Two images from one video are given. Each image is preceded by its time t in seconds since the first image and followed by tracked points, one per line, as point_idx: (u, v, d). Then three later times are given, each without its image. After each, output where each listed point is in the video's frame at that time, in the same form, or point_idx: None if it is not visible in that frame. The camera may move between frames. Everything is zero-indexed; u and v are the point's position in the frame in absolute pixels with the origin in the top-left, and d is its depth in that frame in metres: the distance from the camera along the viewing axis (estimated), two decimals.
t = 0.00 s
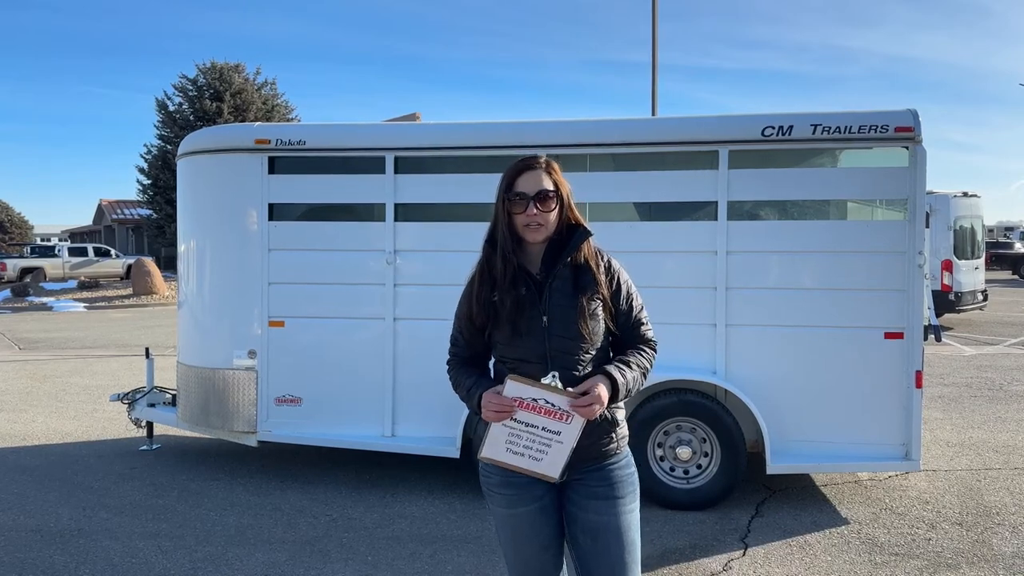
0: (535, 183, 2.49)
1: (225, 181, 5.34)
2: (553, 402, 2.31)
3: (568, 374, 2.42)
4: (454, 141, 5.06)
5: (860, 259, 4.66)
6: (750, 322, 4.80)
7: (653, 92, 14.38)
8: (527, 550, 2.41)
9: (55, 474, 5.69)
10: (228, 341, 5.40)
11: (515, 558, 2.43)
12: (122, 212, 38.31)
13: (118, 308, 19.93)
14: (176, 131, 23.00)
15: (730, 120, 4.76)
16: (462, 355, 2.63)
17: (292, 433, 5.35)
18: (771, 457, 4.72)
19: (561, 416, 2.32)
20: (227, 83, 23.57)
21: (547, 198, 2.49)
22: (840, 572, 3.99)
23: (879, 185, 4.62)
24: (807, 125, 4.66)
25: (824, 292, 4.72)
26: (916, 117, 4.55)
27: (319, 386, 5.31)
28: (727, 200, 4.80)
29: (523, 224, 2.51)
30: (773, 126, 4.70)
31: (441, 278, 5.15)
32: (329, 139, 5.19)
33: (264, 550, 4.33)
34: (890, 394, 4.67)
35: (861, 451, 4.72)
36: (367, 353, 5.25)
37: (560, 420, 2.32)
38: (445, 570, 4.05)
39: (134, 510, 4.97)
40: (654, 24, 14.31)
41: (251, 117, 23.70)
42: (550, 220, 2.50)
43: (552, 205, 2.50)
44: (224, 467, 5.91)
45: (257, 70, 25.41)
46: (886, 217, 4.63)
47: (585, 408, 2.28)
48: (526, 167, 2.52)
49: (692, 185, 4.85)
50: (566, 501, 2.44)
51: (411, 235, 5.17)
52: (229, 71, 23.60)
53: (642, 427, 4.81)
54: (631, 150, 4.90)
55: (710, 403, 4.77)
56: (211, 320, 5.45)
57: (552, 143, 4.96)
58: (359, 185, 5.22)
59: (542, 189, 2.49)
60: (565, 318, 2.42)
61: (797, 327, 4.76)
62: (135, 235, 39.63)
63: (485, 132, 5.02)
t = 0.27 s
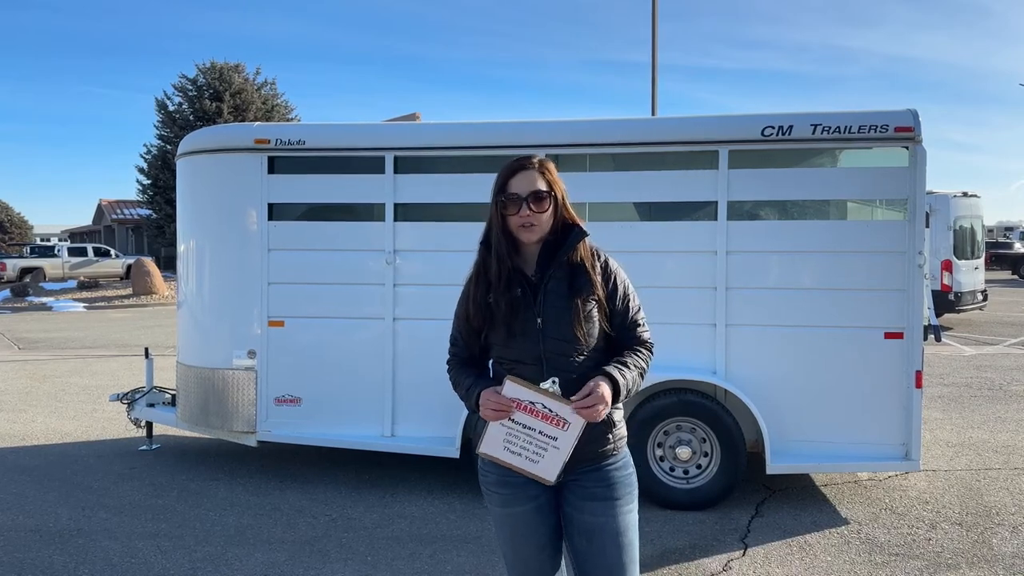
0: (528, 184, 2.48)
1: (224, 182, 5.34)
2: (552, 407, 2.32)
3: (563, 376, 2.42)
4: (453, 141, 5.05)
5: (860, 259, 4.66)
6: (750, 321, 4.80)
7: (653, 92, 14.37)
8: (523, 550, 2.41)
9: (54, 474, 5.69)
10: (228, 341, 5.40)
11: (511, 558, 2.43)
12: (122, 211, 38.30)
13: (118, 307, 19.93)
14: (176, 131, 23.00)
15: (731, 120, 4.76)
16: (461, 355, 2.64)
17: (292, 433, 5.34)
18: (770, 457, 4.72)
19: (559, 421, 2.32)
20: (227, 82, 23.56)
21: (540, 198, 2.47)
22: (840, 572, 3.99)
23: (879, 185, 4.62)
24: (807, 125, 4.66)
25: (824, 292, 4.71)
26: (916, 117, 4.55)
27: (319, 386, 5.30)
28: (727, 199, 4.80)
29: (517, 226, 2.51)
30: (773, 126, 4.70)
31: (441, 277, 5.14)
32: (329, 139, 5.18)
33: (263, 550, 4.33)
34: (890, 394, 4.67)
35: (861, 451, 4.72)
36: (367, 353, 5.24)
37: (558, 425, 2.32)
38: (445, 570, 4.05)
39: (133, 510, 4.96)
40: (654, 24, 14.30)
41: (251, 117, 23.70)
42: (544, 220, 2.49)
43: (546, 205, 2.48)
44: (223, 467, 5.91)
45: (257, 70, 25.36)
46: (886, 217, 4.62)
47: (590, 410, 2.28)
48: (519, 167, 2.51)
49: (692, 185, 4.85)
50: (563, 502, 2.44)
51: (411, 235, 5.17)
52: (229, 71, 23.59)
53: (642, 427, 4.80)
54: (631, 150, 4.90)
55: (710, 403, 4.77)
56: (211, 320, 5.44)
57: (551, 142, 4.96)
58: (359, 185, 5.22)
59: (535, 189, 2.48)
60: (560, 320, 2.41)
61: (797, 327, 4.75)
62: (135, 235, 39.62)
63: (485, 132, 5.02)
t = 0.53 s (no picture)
0: (513, 187, 2.47)
1: (224, 181, 5.34)
2: (538, 410, 2.34)
3: (556, 377, 2.39)
4: (453, 141, 5.05)
5: (860, 259, 4.66)
6: (750, 321, 4.80)
7: (653, 92, 14.37)
8: (521, 549, 2.42)
9: (54, 474, 5.69)
10: (228, 341, 5.40)
11: (509, 556, 2.44)
12: (122, 211, 38.30)
13: (118, 307, 19.93)
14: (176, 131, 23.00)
15: (731, 120, 4.76)
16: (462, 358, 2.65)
17: (292, 433, 5.34)
18: (770, 457, 4.72)
19: (544, 425, 2.34)
20: (227, 82, 23.56)
21: (526, 200, 2.45)
22: (840, 572, 3.99)
23: (879, 185, 4.62)
24: (807, 125, 4.66)
25: (824, 292, 4.71)
26: (916, 117, 4.55)
27: (319, 386, 5.30)
28: (727, 199, 4.80)
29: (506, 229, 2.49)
30: (773, 126, 4.70)
31: (441, 277, 5.14)
32: (329, 139, 5.18)
33: (263, 550, 4.32)
34: (890, 394, 4.67)
35: (861, 451, 4.72)
36: (367, 353, 5.24)
37: (542, 429, 2.34)
38: (445, 570, 4.05)
39: (133, 510, 4.96)
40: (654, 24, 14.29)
41: (251, 117, 23.70)
42: (533, 221, 2.47)
43: (533, 207, 2.46)
44: (223, 467, 5.91)
45: (257, 70, 25.29)
46: (886, 217, 4.62)
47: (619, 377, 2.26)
48: (504, 170, 2.50)
49: (692, 185, 4.85)
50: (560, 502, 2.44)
51: (411, 235, 5.17)
52: (229, 71, 23.58)
53: (642, 427, 4.80)
54: (631, 150, 4.90)
55: (710, 403, 4.77)
56: (211, 320, 5.44)
57: (551, 142, 4.96)
58: (359, 185, 5.22)
59: (521, 192, 2.46)
60: (552, 321, 2.39)
61: (797, 327, 4.75)
62: (135, 235, 39.61)
63: (485, 132, 5.02)
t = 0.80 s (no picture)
0: (497, 189, 2.47)
1: (224, 182, 5.34)
2: (516, 412, 2.36)
3: (545, 376, 2.37)
4: (453, 141, 5.05)
5: (860, 259, 4.65)
6: (750, 321, 4.80)
7: (653, 92, 14.36)
8: (517, 546, 2.45)
9: (54, 474, 5.69)
10: (228, 341, 5.40)
11: (506, 553, 2.48)
12: (122, 211, 38.30)
13: (118, 307, 19.93)
14: (176, 131, 23.01)
15: (731, 120, 4.76)
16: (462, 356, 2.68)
17: (292, 433, 5.34)
18: (771, 457, 4.72)
19: (522, 427, 2.35)
20: (228, 82, 23.56)
21: (509, 201, 2.43)
22: (841, 572, 3.99)
23: (879, 185, 4.61)
24: (807, 125, 4.66)
25: (824, 292, 4.71)
26: (916, 117, 4.55)
27: (319, 387, 5.30)
28: (727, 199, 4.80)
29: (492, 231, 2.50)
30: (774, 126, 4.70)
31: (441, 277, 5.14)
32: (329, 139, 5.18)
33: (264, 550, 4.32)
34: (890, 394, 4.66)
35: (861, 451, 4.72)
36: (367, 353, 5.24)
37: (521, 431, 2.36)
38: (445, 570, 4.05)
39: (134, 510, 4.96)
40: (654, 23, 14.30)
41: (251, 117, 23.70)
42: (518, 222, 2.46)
43: (517, 207, 2.44)
44: (224, 467, 5.91)
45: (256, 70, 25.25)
46: (886, 217, 4.62)
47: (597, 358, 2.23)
48: (491, 172, 2.51)
49: (692, 185, 4.85)
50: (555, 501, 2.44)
51: (411, 235, 5.17)
52: (229, 71, 23.59)
53: (642, 427, 4.80)
54: (632, 150, 4.90)
55: (710, 403, 4.76)
56: (211, 320, 5.44)
57: (552, 142, 4.95)
58: (359, 185, 5.22)
59: (504, 193, 2.46)
60: (539, 320, 2.37)
61: (797, 327, 4.75)
62: (135, 235, 39.61)
63: (485, 132, 5.01)
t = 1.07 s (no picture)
0: (487, 189, 2.46)
1: (225, 181, 5.34)
2: (489, 390, 2.33)
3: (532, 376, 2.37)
4: (453, 141, 5.05)
5: (861, 259, 4.65)
6: (750, 321, 4.80)
7: (653, 92, 14.36)
8: (511, 543, 2.48)
9: (54, 474, 5.69)
10: (228, 341, 5.40)
11: (502, 549, 2.51)
12: (122, 211, 38.31)
13: (118, 307, 19.93)
14: (176, 131, 23.01)
15: (731, 120, 4.76)
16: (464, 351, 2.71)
17: (292, 433, 5.34)
18: (771, 457, 4.72)
19: (498, 404, 2.32)
20: (227, 82, 23.56)
21: (498, 202, 2.42)
22: (841, 572, 3.99)
23: (879, 185, 4.61)
24: (808, 125, 4.66)
25: (824, 292, 4.71)
26: (916, 117, 4.55)
27: (320, 387, 5.30)
28: (727, 199, 4.80)
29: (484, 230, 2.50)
30: (774, 126, 4.70)
31: (441, 277, 5.14)
32: (329, 139, 5.18)
33: (264, 550, 4.32)
34: (890, 394, 4.66)
35: (861, 451, 4.72)
36: (368, 353, 5.24)
37: (499, 408, 2.32)
38: (446, 570, 4.05)
39: (134, 510, 4.96)
40: (654, 23, 14.30)
41: (251, 117, 23.70)
42: (508, 222, 2.44)
43: (506, 207, 2.43)
44: (224, 467, 5.91)
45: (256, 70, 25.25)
46: (886, 217, 4.62)
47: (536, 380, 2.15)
48: (483, 171, 2.50)
49: (692, 185, 4.85)
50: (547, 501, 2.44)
51: (411, 235, 5.17)
52: (229, 71, 23.59)
53: (642, 427, 4.80)
54: (632, 150, 4.90)
55: (710, 403, 4.76)
56: (211, 320, 5.44)
57: (552, 142, 4.95)
58: (359, 185, 5.22)
59: (493, 193, 2.44)
60: (526, 320, 2.37)
61: (797, 327, 4.75)
62: (135, 235, 39.61)
63: (485, 132, 5.02)
